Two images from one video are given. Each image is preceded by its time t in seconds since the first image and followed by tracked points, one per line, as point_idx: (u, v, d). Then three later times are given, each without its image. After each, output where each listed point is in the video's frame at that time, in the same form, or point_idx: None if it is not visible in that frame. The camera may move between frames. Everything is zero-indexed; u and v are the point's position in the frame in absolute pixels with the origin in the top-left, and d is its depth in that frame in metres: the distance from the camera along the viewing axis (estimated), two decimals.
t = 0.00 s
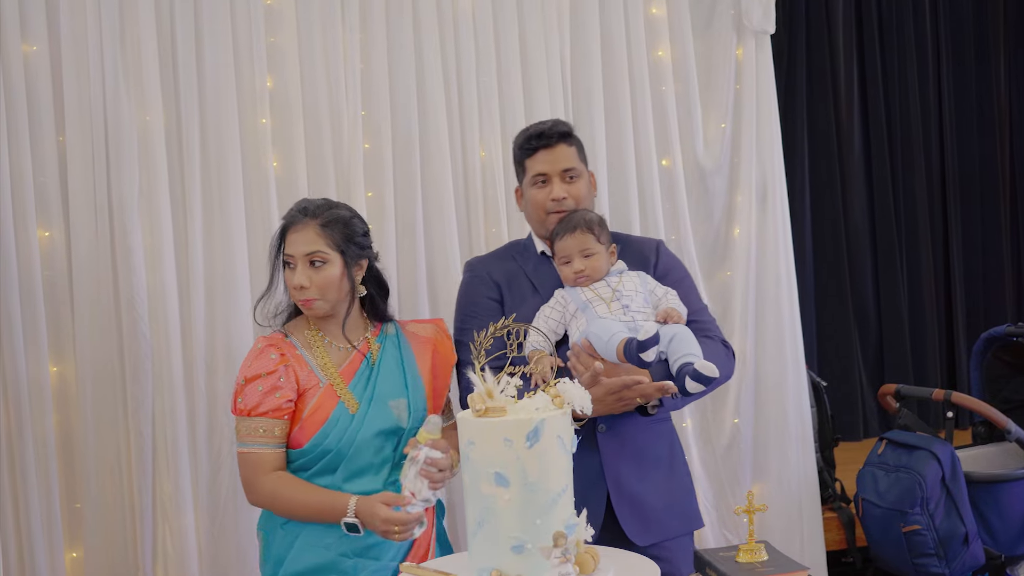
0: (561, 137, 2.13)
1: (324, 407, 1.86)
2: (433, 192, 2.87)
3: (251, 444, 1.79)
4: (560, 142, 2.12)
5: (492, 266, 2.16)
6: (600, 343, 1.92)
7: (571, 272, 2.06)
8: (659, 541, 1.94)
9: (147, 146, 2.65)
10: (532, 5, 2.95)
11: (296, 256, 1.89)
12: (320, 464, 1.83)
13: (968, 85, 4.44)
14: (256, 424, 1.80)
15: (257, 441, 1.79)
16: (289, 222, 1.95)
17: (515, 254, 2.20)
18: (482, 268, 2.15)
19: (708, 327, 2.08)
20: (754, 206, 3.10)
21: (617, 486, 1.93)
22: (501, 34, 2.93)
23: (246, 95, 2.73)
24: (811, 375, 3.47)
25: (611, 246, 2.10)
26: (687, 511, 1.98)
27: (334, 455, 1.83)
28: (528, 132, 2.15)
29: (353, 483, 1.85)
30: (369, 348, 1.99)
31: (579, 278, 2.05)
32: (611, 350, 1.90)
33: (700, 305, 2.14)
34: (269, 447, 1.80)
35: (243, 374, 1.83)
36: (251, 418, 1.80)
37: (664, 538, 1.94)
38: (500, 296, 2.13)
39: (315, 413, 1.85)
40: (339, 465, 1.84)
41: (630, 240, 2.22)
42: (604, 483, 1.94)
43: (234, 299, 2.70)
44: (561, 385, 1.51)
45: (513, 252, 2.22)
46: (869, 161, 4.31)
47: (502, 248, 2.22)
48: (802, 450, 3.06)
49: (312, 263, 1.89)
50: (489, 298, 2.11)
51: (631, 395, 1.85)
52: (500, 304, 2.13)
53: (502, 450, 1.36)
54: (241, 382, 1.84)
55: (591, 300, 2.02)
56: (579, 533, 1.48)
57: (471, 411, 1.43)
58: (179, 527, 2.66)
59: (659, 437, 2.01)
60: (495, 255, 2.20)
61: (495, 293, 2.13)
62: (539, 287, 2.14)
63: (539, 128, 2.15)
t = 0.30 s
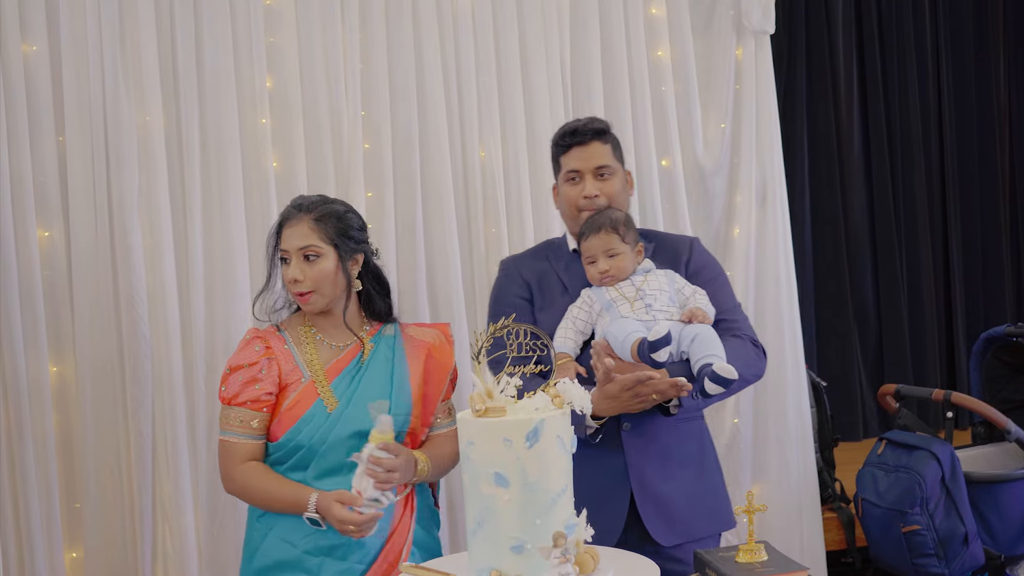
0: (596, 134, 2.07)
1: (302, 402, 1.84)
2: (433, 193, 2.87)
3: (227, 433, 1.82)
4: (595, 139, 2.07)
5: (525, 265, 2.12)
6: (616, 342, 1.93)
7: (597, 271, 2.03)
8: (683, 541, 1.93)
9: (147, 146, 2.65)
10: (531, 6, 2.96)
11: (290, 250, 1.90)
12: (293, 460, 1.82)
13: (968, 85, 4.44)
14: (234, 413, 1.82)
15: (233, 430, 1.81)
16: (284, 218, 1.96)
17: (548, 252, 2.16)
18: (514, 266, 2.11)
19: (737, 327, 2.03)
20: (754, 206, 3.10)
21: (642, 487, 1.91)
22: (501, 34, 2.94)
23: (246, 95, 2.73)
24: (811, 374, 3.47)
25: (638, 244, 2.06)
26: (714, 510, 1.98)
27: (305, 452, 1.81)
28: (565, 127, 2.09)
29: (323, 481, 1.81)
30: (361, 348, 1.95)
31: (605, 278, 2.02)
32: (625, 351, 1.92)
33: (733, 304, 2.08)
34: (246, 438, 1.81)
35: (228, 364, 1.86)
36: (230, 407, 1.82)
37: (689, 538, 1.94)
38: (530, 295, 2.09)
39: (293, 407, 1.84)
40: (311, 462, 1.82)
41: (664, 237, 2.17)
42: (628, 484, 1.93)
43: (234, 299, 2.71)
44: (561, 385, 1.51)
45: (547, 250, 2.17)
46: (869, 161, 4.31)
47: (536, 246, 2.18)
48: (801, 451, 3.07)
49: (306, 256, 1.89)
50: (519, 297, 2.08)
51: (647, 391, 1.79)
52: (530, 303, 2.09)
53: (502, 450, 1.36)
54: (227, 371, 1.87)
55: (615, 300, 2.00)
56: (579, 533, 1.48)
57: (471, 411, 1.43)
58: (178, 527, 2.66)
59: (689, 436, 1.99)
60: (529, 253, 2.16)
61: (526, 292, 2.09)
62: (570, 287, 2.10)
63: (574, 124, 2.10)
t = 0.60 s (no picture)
0: (629, 138, 2.02)
1: (264, 405, 1.73)
2: (432, 193, 2.87)
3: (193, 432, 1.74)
4: (627, 143, 2.02)
5: (559, 270, 2.09)
6: (629, 339, 1.87)
7: (621, 272, 2.00)
8: (713, 544, 1.85)
9: (147, 145, 2.65)
10: (532, 6, 2.96)
11: (263, 247, 1.80)
12: (254, 464, 1.71)
13: (968, 85, 4.44)
14: (201, 413, 1.74)
15: (197, 430, 1.73)
16: (257, 214, 1.86)
17: (582, 258, 2.13)
18: (546, 271, 2.08)
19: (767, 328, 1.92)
20: (754, 207, 3.10)
21: (667, 487, 1.84)
22: (501, 34, 2.94)
23: (246, 94, 2.73)
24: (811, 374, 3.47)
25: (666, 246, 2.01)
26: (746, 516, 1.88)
27: (265, 457, 1.70)
28: (600, 131, 2.05)
29: (283, 487, 1.71)
30: (333, 351, 1.81)
31: (629, 278, 1.98)
32: (637, 350, 1.85)
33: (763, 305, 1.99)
34: (208, 439, 1.73)
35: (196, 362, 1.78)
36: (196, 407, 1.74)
37: (720, 540, 1.86)
38: (563, 299, 2.06)
39: (254, 411, 1.73)
40: (272, 466, 1.71)
41: (697, 238, 2.11)
42: (652, 483, 1.86)
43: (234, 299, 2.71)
44: (560, 386, 1.51)
45: (583, 256, 2.14)
46: (869, 160, 4.31)
47: (572, 253, 2.15)
48: (801, 450, 3.08)
49: (278, 252, 1.79)
50: (550, 302, 2.05)
51: (661, 392, 1.73)
52: (562, 308, 2.05)
53: (502, 450, 1.36)
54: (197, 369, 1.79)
55: (638, 301, 1.97)
56: (580, 534, 1.48)
57: (471, 411, 1.43)
58: (178, 527, 2.66)
59: (721, 436, 1.90)
60: (563, 259, 2.13)
61: (558, 297, 2.06)
62: (601, 292, 2.06)
63: (606, 129, 2.06)
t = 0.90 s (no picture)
0: (645, 141, 1.98)
1: (200, 411, 1.73)
2: (432, 193, 2.87)
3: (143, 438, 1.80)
4: (643, 146, 1.98)
5: (580, 270, 2.08)
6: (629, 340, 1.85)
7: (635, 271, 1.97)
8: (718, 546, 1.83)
9: (146, 145, 2.64)
10: (532, 7, 2.96)
11: (208, 245, 1.79)
12: (189, 473, 1.70)
13: (969, 85, 4.44)
14: (148, 419, 1.80)
15: (144, 435, 1.79)
16: (206, 213, 1.85)
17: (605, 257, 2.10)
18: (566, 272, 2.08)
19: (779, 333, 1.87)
20: (754, 207, 3.10)
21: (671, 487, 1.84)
22: (501, 34, 2.94)
23: (246, 95, 2.73)
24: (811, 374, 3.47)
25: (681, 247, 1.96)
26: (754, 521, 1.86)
27: (197, 465, 1.68)
28: (619, 134, 2.03)
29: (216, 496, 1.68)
30: (275, 354, 1.79)
31: (641, 278, 1.95)
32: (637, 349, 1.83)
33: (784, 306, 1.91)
34: (153, 446, 1.78)
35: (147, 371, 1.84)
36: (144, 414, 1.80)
37: (726, 543, 1.84)
38: (582, 300, 2.05)
39: (191, 417, 1.73)
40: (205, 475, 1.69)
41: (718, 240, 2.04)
42: (656, 484, 1.85)
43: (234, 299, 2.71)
44: (560, 386, 1.51)
45: (608, 254, 2.11)
46: (869, 160, 4.31)
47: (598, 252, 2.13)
48: (801, 451, 3.08)
49: (222, 250, 1.77)
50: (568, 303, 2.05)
51: (658, 394, 1.72)
52: (581, 310, 2.05)
53: (502, 451, 1.36)
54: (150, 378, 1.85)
55: (648, 303, 1.95)
56: (580, 533, 1.48)
57: (471, 412, 1.43)
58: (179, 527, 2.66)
59: (733, 440, 1.88)
60: (587, 258, 2.11)
61: (578, 298, 2.05)
62: (620, 293, 2.04)
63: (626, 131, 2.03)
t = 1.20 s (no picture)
0: (635, 141, 1.99)
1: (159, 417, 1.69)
2: (432, 194, 2.87)
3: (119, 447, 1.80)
4: (632, 145, 1.99)
5: (577, 265, 2.09)
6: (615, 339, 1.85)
7: (630, 269, 1.97)
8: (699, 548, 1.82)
9: (146, 145, 2.64)
10: (532, 7, 2.96)
11: (167, 246, 1.70)
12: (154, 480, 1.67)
13: (969, 85, 4.44)
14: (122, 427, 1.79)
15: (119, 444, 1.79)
16: (165, 213, 1.76)
17: (602, 253, 2.11)
18: (563, 265, 2.10)
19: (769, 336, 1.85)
20: (755, 207, 3.10)
21: (654, 487, 1.84)
22: (501, 34, 2.94)
23: (246, 95, 2.73)
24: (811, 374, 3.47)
25: (677, 246, 1.96)
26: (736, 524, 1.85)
27: (157, 472, 1.65)
28: (613, 134, 2.04)
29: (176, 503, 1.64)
30: (231, 358, 1.72)
31: (636, 275, 1.96)
32: (622, 348, 1.83)
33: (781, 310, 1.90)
34: (127, 454, 1.78)
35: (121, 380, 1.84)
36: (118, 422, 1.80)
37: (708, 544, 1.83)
38: (577, 294, 2.07)
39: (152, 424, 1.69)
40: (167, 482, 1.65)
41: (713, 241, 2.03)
42: (639, 483, 1.86)
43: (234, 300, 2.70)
44: (561, 385, 1.50)
45: (605, 251, 2.12)
46: (869, 160, 4.31)
47: (596, 247, 2.14)
48: (801, 451, 3.08)
49: (181, 251, 1.69)
50: (563, 296, 2.06)
51: (638, 394, 1.72)
52: (575, 304, 2.06)
53: (502, 451, 1.36)
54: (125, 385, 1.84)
55: (639, 301, 1.96)
56: (580, 533, 1.48)
57: (471, 411, 1.43)
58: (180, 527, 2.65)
59: (719, 441, 1.87)
60: (586, 252, 2.12)
61: (572, 292, 2.07)
62: (614, 289, 2.05)
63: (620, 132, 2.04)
